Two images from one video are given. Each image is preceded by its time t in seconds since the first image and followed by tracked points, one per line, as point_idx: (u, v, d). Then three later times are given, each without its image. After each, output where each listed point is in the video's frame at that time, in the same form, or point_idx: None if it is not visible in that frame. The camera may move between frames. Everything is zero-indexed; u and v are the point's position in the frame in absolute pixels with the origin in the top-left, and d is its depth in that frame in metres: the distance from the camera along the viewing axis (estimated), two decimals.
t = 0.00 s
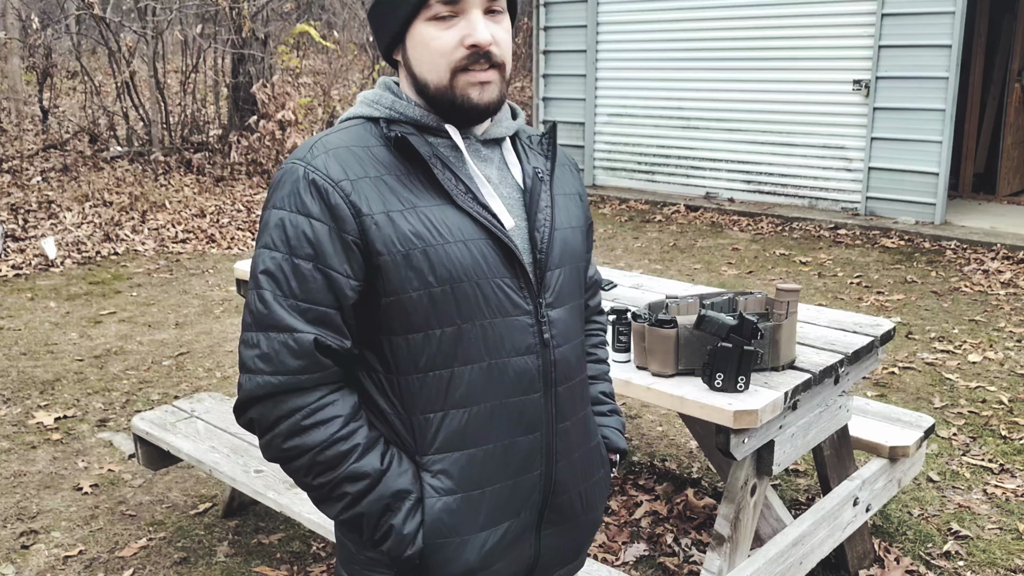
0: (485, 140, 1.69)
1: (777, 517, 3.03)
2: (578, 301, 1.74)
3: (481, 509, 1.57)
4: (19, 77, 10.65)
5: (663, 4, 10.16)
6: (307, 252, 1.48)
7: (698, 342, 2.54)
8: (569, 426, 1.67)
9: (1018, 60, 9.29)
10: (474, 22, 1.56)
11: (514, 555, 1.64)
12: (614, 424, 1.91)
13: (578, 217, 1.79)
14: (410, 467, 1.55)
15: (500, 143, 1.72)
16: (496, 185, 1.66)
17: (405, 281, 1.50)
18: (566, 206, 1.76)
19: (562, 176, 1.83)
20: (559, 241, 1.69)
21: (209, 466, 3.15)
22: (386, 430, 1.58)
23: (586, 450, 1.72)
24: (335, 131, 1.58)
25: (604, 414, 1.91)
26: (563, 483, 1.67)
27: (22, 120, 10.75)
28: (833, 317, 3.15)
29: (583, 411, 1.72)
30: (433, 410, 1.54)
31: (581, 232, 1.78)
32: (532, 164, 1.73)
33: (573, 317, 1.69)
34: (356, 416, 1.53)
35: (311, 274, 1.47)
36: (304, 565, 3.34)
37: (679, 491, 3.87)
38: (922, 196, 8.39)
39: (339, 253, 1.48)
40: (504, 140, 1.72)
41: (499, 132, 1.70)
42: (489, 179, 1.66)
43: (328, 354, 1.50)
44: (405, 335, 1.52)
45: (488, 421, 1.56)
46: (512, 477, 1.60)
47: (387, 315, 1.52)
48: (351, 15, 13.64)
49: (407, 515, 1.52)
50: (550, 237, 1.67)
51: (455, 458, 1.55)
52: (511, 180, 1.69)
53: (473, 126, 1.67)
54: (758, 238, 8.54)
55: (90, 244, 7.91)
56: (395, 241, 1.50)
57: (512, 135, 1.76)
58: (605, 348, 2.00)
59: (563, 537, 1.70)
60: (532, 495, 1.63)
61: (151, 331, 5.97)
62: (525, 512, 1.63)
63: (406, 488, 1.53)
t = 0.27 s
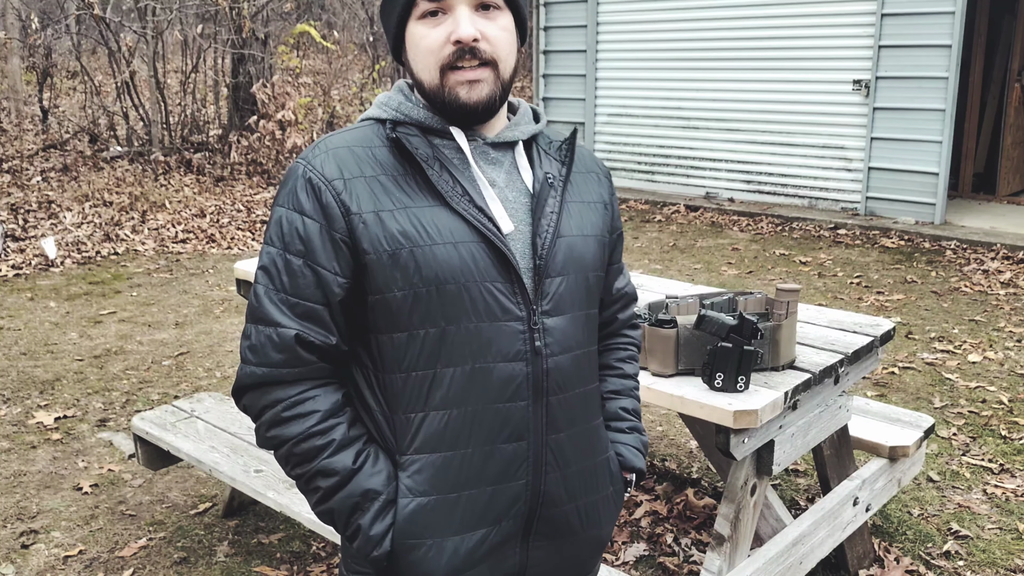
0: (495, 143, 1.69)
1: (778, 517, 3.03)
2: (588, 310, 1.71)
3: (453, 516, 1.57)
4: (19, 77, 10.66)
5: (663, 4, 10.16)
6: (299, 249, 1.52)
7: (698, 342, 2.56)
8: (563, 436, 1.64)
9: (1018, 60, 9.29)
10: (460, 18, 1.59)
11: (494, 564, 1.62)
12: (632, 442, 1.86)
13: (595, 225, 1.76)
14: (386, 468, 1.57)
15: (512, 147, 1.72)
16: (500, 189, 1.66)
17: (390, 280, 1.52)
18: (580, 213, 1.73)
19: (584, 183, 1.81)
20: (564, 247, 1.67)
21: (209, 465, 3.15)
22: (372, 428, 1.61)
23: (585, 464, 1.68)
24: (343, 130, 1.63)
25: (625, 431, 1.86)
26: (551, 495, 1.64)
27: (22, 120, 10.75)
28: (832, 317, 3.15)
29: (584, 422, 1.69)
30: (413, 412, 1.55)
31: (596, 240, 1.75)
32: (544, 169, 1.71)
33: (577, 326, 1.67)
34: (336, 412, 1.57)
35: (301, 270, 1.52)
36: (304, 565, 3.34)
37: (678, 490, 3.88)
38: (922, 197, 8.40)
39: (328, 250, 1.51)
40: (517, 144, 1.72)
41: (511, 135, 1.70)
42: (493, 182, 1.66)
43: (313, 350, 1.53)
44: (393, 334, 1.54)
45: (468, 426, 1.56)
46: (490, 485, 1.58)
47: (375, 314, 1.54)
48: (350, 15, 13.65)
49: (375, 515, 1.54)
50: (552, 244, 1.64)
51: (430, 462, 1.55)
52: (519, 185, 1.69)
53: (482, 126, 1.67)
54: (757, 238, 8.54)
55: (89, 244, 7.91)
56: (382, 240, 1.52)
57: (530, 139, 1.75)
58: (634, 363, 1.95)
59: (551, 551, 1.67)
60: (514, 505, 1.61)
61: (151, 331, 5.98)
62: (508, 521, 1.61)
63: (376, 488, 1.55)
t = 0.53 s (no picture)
0: (502, 143, 1.69)
1: (777, 516, 3.03)
2: (593, 312, 1.69)
3: (436, 512, 1.57)
4: (19, 77, 10.66)
5: (663, 4, 10.16)
6: (298, 244, 1.56)
7: (698, 342, 2.56)
8: (557, 438, 1.63)
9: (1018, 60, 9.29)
10: (453, 19, 1.60)
11: (482, 563, 1.62)
12: (641, 450, 1.83)
13: (605, 227, 1.73)
14: (373, 460, 1.60)
15: (522, 146, 1.72)
16: (503, 188, 1.66)
17: (383, 277, 1.54)
18: (588, 214, 1.71)
19: (599, 183, 1.78)
20: (566, 248, 1.65)
21: (208, 465, 3.15)
22: (368, 421, 1.64)
23: (580, 467, 1.66)
24: (351, 129, 1.67)
25: (635, 438, 1.84)
26: (542, 497, 1.63)
27: (22, 121, 10.74)
28: (833, 317, 3.15)
29: (582, 425, 1.67)
30: (403, 407, 1.57)
31: (605, 242, 1.72)
32: (552, 169, 1.69)
33: (579, 328, 1.64)
34: (329, 403, 1.61)
35: (299, 264, 1.56)
36: (304, 565, 3.34)
37: (678, 490, 3.88)
38: (922, 197, 8.40)
39: (325, 246, 1.55)
40: (526, 144, 1.71)
41: (518, 135, 1.70)
42: (496, 181, 1.66)
43: (307, 342, 1.58)
44: (386, 331, 1.56)
45: (455, 423, 1.56)
46: (477, 483, 1.58)
47: (371, 310, 1.57)
48: (350, 15, 13.65)
49: (359, 506, 1.57)
50: (553, 244, 1.62)
51: (415, 457, 1.57)
52: (525, 184, 1.68)
53: (484, 125, 1.69)
54: (757, 238, 8.54)
55: (89, 244, 7.91)
56: (376, 237, 1.54)
57: (543, 139, 1.74)
58: (654, 369, 1.93)
59: (542, 552, 1.66)
60: (503, 505, 1.60)
61: (151, 331, 5.97)
62: (497, 520, 1.61)
63: (361, 479, 1.58)
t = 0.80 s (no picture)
0: (508, 143, 1.69)
1: (777, 517, 3.03)
2: (595, 314, 1.68)
3: (430, 506, 1.58)
4: (19, 77, 10.66)
5: (663, 4, 10.15)
6: (303, 238, 1.58)
7: (699, 342, 2.56)
8: (555, 437, 1.62)
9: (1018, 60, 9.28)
10: (468, 20, 1.60)
11: (476, 559, 1.62)
12: (641, 451, 1.83)
13: (610, 229, 1.72)
14: (371, 452, 1.61)
15: (529, 146, 1.71)
16: (508, 188, 1.66)
17: (385, 274, 1.55)
18: (593, 216, 1.70)
19: (606, 185, 1.77)
20: (568, 250, 1.64)
21: (208, 466, 3.15)
22: (370, 414, 1.66)
23: (577, 467, 1.66)
24: (361, 125, 1.68)
25: (636, 439, 1.84)
26: (537, 496, 1.63)
27: (23, 121, 10.74)
28: (833, 317, 3.15)
29: (580, 427, 1.66)
30: (403, 401, 1.58)
31: (609, 244, 1.71)
32: (557, 170, 1.69)
33: (579, 330, 1.64)
34: (330, 395, 1.62)
35: (304, 257, 1.57)
36: (304, 565, 3.34)
37: (678, 491, 3.88)
38: (922, 197, 8.40)
39: (329, 241, 1.56)
40: (534, 143, 1.70)
41: (526, 135, 1.69)
42: (502, 180, 1.66)
43: (309, 335, 1.59)
44: (388, 326, 1.57)
45: (452, 419, 1.56)
46: (472, 480, 1.59)
47: (373, 306, 1.58)
48: (350, 15, 13.66)
49: (356, 497, 1.59)
50: (555, 245, 1.62)
51: (412, 452, 1.57)
52: (530, 184, 1.68)
53: (492, 125, 1.67)
54: (757, 238, 8.54)
55: (89, 244, 7.92)
56: (379, 233, 1.55)
57: (551, 139, 1.73)
58: (658, 371, 1.92)
59: (537, 550, 1.66)
60: (497, 503, 1.60)
61: (151, 331, 5.97)
62: (492, 517, 1.61)
63: (359, 471, 1.59)
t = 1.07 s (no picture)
0: (519, 144, 1.68)
1: (778, 517, 3.02)
2: (601, 315, 1.69)
3: (445, 506, 1.58)
4: (19, 77, 10.67)
5: (663, 4, 10.16)
6: (317, 238, 1.55)
7: (699, 342, 2.56)
8: (564, 436, 1.64)
9: (1018, 60, 9.28)
10: (494, 20, 1.58)
11: (486, 556, 1.64)
12: (638, 446, 1.85)
13: (615, 231, 1.74)
14: (387, 453, 1.60)
15: (537, 147, 1.71)
16: (519, 189, 1.65)
17: (401, 276, 1.54)
18: (599, 219, 1.71)
19: (609, 187, 1.78)
20: (578, 252, 1.65)
21: (208, 466, 3.15)
22: (381, 415, 1.64)
23: (583, 464, 1.68)
24: (369, 123, 1.65)
25: (632, 435, 1.86)
26: (546, 493, 1.65)
27: (23, 121, 10.74)
28: (833, 317, 3.15)
29: (587, 425, 1.68)
30: (417, 403, 1.57)
31: (614, 246, 1.73)
32: (566, 172, 1.69)
33: (587, 331, 1.65)
34: (345, 397, 1.60)
35: (318, 258, 1.55)
36: (304, 565, 3.34)
37: (679, 490, 3.88)
38: (922, 196, 8.40)
39: (344, 241, 1.54)
40: (542, 145, 1.70)
41: (536, 137, 1.69)
42: (513, 181, 1.65)
43: (324, 336, 1.57)
44: (402, 328, 1.56)
45: (467, 420, 1.56)
46: (486, 480, 1.59)
47: (386, 307, 1.56)
48: (350, 15, 13.66)
49: (374, 499, 1.58)
50: (566, 248, 1.63)
51: (428, 454, 1.57)
52: (539, 185, 1.67)
53: (504, 125, 1.67)
54: (758, 238, 8.54)
55: (89, 244, 7.92)
56: (395, 235, 1.53)
57: (558, 141, 1.74)
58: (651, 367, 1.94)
59: (543, 545, 1.68)
60: (508, 501, 1.62)
61: (151, 331, 5.97)
62: (502, 515, 1.62)
63: (377, 473, 1.58)
